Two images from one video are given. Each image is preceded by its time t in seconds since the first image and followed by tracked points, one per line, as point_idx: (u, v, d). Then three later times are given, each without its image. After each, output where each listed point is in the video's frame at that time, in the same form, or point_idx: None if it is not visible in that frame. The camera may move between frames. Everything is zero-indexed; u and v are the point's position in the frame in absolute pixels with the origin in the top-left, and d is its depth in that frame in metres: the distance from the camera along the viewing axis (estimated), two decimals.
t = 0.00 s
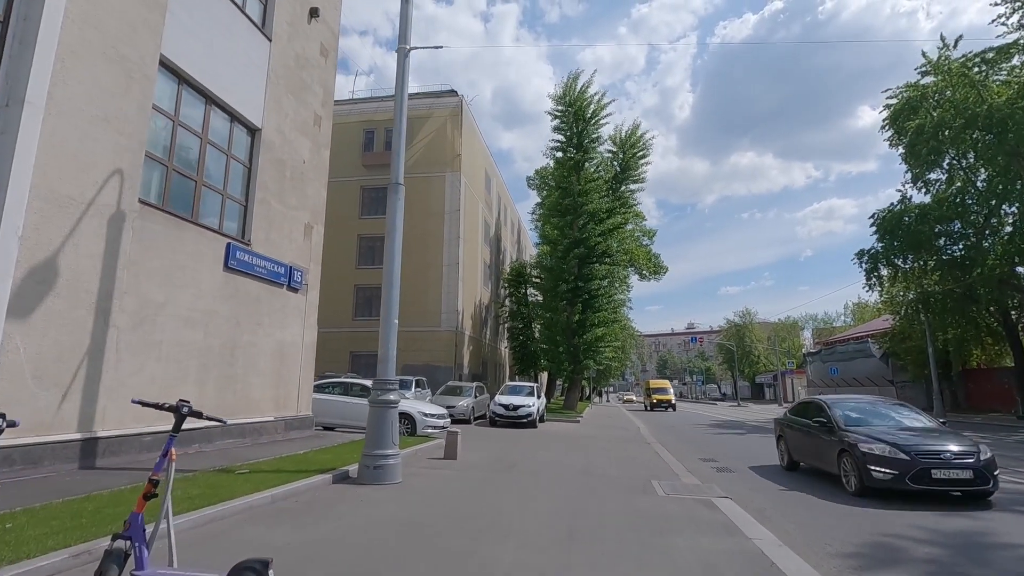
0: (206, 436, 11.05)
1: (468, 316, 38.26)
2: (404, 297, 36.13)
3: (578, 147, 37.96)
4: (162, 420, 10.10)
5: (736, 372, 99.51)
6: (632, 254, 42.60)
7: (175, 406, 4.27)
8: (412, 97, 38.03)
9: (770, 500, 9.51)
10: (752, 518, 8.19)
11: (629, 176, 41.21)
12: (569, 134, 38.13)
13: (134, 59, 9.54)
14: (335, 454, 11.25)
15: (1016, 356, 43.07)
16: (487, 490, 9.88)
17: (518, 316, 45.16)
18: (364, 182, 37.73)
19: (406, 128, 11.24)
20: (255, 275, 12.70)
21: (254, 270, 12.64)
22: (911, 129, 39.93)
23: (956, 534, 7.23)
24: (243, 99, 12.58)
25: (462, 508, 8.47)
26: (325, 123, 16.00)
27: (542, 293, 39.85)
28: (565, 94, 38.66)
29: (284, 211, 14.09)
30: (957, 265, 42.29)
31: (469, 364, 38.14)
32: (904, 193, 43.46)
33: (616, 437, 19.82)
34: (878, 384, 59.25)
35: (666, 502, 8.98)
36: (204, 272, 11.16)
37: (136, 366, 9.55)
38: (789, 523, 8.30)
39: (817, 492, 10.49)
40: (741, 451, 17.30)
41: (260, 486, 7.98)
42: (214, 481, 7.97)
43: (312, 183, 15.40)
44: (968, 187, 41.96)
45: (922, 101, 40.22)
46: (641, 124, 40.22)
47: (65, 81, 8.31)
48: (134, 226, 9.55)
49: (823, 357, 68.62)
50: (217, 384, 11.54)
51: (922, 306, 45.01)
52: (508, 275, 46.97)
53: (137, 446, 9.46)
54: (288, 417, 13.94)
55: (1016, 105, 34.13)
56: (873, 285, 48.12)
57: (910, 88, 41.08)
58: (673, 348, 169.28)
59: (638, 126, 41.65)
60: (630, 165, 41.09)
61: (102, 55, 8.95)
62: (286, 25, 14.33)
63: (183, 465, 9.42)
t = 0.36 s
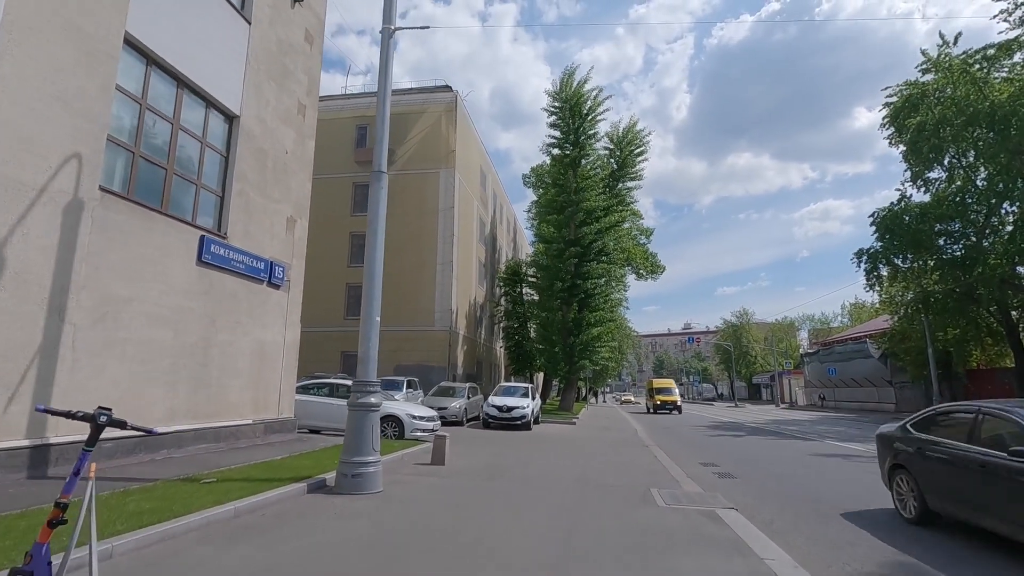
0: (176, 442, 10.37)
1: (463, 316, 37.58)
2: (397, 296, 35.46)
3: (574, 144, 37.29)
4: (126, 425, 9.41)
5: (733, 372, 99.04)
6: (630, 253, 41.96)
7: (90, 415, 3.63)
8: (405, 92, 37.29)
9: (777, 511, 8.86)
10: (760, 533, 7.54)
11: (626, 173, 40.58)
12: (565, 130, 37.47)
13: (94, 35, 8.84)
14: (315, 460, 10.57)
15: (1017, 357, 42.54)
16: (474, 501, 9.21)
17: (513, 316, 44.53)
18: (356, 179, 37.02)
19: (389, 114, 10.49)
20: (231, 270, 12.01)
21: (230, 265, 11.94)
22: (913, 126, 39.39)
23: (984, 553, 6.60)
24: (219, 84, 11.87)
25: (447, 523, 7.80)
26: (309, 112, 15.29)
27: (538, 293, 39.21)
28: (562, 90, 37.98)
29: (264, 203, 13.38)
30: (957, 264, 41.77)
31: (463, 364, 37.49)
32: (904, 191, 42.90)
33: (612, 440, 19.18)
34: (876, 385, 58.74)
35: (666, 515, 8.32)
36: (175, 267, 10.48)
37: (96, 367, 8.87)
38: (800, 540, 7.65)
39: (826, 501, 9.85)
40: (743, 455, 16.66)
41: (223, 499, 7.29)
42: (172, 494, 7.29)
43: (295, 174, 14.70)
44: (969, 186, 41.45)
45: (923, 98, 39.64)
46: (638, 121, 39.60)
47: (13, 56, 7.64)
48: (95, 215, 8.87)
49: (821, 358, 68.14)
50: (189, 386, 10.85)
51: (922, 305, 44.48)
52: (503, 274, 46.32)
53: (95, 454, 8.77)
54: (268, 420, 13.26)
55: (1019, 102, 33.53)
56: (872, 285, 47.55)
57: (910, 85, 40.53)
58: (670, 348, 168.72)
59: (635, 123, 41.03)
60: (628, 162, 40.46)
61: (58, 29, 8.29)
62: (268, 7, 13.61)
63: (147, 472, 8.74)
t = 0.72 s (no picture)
0: (127, 445, 9.61)
1: (446, 315, 36.85)
2: (379, 294, 34.65)
3: (560, 141, 36.69)
4: (67, 426, 8.64)
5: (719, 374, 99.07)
6: (616, 253, 41.48)
7: None
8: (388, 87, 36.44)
9: (768, 519, 8.30)
10: (751, 546, 6.96)
11: (612, 171, 40.09)
12: (551, 127, 36.87)
13: None
14: (278, 465, 9.87)
15: (1000, 360, 42.52)
16: (444, 511, 8.55)
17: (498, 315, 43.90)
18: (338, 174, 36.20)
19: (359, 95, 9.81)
20: (191, 262, 11.27)
21: (190, 256, 11.22)
22: (898, 127, 38.87)
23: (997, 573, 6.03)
24: (178, 61, 11.10)
25: (414, 535, 7.14)
26: (280, 98, 14.53)
27: (523, 292, 38.59)
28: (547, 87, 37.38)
29: (230, 191, 12.62)
30: (941, 266, 41.68)
31: (447, 364, 36.76)
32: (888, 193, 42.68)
33: (597, 443, 18.58)
34: (861, 386, 58.78)
35: (653, 527, 7.71)
36: (126, 256, 9.73)
37: (32, 363, 8.11)
38: (795, 551, 7.07)
39: (820, 508, 9.31)
40: (731, 458, 16.13)
41: (161, 510, 6.56)
42: (105, 504, 6.55)
43: (265, 162, 13.92)
44: (953, 189, 41.42)
45: (908, 100, 39.36)
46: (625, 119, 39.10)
47: None
48: (28, 197, 8.08)
49: (806, 359, 68.12)
50: (141, 384, 10.09)
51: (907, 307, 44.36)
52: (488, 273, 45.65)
53: (28, 457, 8.00)
54: (232, 421, 12.52)
55: (1005, 104, 33.27)
56: (858, 287, 47.34)
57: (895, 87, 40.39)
58: (656, 349, 168.77)
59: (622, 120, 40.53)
60: (614, 160, 39.97)
61: None
62: None
63: (88, 477, 7.99)
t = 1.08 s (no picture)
0: (90, 447, 8.98)
1: (441, 312, 36.24)
2: (372, 291, 33.98)
3: (556, 135, 36.07)
4: (21, 427, 8.02)
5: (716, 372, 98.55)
6: (613, 249, 40.88)
7: None
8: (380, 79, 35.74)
9: (777, 526, 7.71)
10: (760, 556, 6.35)
11: (610, 166, 39.48)
12: (547, 121, 36.25)
13: None
14: (253, 467, 9.26)
15: (1002, 358, 42.00)
16: (429, 518, 7.93)
17: (494, 313, 43.29)
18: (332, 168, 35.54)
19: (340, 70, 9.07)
20: (165, 251, 10.66)
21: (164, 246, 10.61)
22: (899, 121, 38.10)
23: None
24: (148, 37, 10.44)
25: (393, 546, 6.51)
26: (263, 82, 13.87)
27: (519, 289, 38.02)
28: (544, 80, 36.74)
29: (208, 178, 11.98)
30: (941, 263, 41.12)
31: (441, 362, 36.12)
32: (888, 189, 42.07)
33: (594, 443, 17.98)
34: (860, 385, 58.32)
35: (653, 535, 7.10)
36: (88, 243, 9.08)
37: None
38: (810, 562, 6.47)
39: (830, 512, 8.73)
40: (733, 459, 15.54)
41: (111, 518, 5.93)
42: (48, 513, 5.90)
43: (246, 149, 13.26)
44: (954, 184, 40.91)
45: (909, 94, 38.73)
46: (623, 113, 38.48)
47: None
48: None
49: (804, 357, 67.62)
50: (106, 380, 9.44)
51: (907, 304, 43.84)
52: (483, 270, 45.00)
53: None
54: (209, 421, 11.88)
55: (1007, 98, 32.64)
56: (858, 285, 46.74)
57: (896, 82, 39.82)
58: (653, 348, 168.33)
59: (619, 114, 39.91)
60: (612, 155, 39.36)
61: None
62: None
63: (40, 481, 7.38)
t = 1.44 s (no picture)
0: (46, 451, 8.36)
1: (435, 308, 35.62)
2: (364, 287, 33.35)
3: (552, 128, 35.42)
4: None
5: (714, 369, 98.09)
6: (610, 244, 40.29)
7: None
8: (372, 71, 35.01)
9: (784, 536, 7.13)
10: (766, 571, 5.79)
11: (607, 160, 38.84)
12: (543, 114, 35.59)
13: None
14: (222, 472, 8.65)
15: (1003, 354, 41.50)
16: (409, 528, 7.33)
17: (490, 309, 42.70)
18: (323, 162, 34.82)
19: (314, 44, 8.39)
20: (132, 242, 10.04)
21: (131, 237, 9.99)
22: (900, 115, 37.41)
23: None
24: (111, 13, 9.77)
25: (366, 560, 5.92)
26: (241, 65, 13.17)
27: (515, 285, 37.39)
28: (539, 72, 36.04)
29: (181, 164, 11.33)
30: (942, 258, 40.58)
31: (435, 359, 35.48)
32: (888, 183, 41.46)
33: (591, 442, 17.40)
34: (859, 381, 57.88)
35: (650, 547, 6.51)
36: (42, 232, 8.44)
37: None
38: None
39: (839, 519, 8.16)
40: (734, 459, 14.98)
41: (46, 533, 5.32)
42: None
43: (223, 136, 12.59)
44: (955, 179, 40.31)
45: (910, 87, 38.07)
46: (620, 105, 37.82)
47: None
48: None
49: (802, 354, 67.17)
50: (64, 379, 8.82)
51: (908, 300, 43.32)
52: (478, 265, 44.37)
53: None
54: (182, 421, 11.26)
55: (1011, 90, 32.00)
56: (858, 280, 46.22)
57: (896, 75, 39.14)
58: (650, 345, 167.81)
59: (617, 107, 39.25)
60: (609, 149, 38.72)
61: None
62: None
63: None
